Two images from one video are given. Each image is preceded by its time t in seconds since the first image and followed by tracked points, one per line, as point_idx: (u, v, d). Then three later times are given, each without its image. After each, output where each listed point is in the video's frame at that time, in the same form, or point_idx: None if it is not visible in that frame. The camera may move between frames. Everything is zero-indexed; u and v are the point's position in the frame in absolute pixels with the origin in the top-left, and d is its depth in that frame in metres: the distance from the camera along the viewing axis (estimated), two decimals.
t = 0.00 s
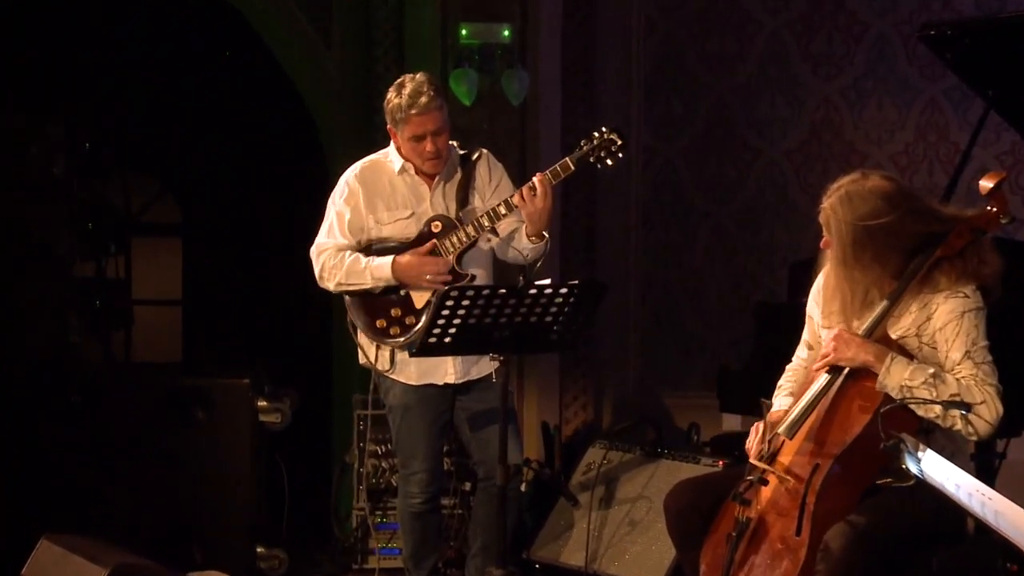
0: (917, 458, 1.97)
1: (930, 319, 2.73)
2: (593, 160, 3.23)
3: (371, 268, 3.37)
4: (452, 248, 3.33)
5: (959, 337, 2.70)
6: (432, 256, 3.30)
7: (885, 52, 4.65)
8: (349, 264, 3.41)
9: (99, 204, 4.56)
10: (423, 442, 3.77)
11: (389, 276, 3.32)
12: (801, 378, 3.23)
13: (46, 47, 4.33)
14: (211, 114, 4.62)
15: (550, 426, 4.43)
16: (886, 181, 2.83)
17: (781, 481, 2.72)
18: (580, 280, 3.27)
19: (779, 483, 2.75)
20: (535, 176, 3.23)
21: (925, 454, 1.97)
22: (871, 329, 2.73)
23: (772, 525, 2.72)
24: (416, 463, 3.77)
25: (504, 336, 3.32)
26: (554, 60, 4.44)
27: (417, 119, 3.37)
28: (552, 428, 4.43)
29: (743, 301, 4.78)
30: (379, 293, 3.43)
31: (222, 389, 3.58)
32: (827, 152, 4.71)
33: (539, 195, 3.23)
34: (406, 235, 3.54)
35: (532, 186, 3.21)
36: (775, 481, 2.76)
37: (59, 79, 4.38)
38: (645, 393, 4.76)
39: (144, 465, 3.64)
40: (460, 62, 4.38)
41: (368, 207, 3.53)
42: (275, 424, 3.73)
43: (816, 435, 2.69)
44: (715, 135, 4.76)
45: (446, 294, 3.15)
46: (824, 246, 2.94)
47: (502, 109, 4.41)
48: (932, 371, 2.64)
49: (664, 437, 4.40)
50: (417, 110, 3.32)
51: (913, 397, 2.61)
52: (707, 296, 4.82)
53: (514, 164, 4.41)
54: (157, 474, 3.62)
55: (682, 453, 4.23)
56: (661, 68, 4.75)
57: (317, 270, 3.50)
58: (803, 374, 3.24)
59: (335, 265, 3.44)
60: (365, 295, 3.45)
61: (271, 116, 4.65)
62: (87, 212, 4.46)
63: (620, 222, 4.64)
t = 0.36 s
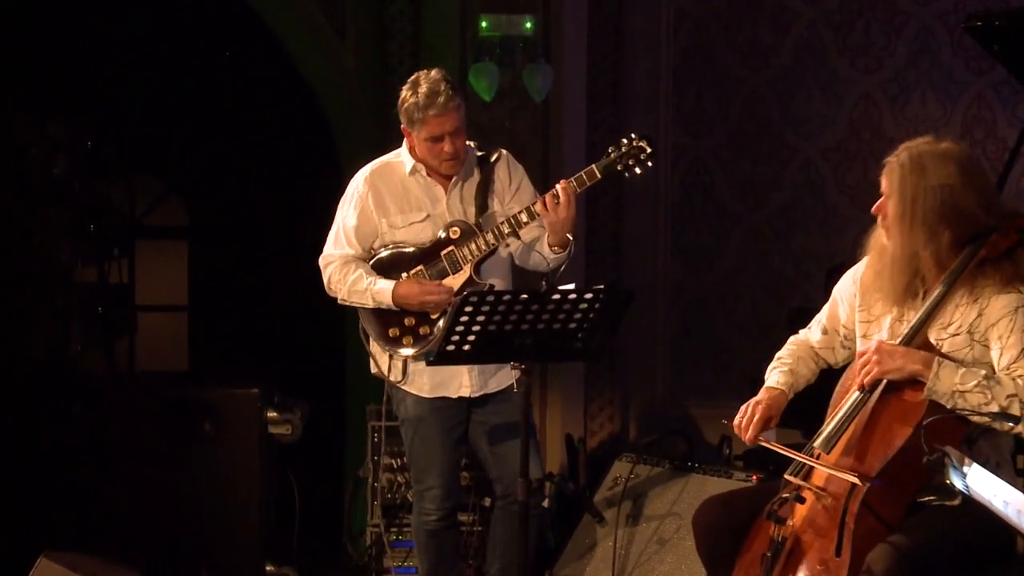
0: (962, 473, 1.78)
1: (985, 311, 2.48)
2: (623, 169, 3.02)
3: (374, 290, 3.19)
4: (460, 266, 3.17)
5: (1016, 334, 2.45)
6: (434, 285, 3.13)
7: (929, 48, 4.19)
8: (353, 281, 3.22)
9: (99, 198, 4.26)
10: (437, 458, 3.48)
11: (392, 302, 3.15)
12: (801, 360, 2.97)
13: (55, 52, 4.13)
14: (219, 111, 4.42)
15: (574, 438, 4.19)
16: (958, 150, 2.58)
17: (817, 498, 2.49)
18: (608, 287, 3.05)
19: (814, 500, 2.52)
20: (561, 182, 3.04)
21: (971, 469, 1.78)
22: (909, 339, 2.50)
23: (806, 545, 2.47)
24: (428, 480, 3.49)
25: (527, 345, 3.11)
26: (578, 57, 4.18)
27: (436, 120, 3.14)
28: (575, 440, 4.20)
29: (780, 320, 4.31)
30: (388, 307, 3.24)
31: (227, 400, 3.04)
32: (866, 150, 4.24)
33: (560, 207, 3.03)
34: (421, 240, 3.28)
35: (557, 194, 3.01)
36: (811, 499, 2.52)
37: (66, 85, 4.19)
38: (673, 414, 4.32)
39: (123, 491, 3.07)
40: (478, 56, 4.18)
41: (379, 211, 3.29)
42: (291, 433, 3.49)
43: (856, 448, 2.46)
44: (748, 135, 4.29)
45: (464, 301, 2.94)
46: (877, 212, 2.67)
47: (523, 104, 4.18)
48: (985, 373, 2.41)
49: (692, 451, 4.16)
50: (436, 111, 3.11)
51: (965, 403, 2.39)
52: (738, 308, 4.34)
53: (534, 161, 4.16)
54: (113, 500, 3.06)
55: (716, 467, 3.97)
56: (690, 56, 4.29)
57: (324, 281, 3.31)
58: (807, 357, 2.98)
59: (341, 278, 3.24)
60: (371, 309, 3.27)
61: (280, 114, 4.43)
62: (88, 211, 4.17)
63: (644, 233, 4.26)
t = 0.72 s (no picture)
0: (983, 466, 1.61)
1: None
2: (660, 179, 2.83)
3: (396, 287, 2.99)
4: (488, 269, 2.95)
5: None
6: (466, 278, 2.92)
7: (974, 41, 3.85)
8: (374, 278, 3.02)
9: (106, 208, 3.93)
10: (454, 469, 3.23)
11: (415, 299, 2.95)
12: (825, 352, 2.84)
13: (63, 44, 3.94)
14: (227, 112, 4.20)
15: (597, 454, 4.01)
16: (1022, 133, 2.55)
17: (847, 513, 2.39)
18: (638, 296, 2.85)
19: (842, 514, 2.42)
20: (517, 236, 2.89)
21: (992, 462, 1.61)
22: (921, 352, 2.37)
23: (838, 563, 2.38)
24: (444, 493, 3.24)
25: (545, 356, 2.92)
26: (603, 60, 3.98)
27: (459, 94, 3.00)
28: (600, 456, 4.01)
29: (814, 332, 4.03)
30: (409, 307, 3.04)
31: (239, 412, 2.83)
32: (905, 151, 3.92)
33: (516, 254, 2.88)
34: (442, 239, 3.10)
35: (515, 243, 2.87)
36: (841, 515, 2.42)
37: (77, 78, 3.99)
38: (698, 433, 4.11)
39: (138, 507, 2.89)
40: (497, 53, 4.02)
41: (398, 207, 3.10)
42: (302, 450, 3.14)
43: (884, 461, 2.37)
44: (778, 135, 4.05)
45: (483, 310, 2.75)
46: (935, 180, 2.67)
47: (544, 105, 4.01)
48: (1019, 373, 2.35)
49: (722, 466, 3.95)
50: (460, 90, 2.98)
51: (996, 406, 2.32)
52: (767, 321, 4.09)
53: (556, 164, 3.99)
54: (131, 516, 2.89)
55: (747, 483, 3.78)
56: (722, 54, 4.08)
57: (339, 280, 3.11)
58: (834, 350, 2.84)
59: (360, 276, 3.05)
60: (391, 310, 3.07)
61: (290, 114, 4.25)
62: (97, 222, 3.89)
63: (671, 241, 4.08)
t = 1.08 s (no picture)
0: None
1: None
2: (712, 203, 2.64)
3: (425, 296, 2.78)
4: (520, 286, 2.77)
5: None
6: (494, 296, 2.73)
7: None
8: (402, 285, 2.81)
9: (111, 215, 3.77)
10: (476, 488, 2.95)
11: (447, 313, 2.75)
12: (862, 380, 2.47)
13: (64, 44, 3.87)
14: (233, 115, 4.07)
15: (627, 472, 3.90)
16: None
17: (887, 535, 2.09)
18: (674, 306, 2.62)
19: (881, 534, 2.11)
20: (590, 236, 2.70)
21: None
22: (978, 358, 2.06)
23: None
24: (464, 512, 2.97)
25: (570, 366, 2.66)
26: (634, 64, 3.89)
27: (509, 94, 2.78)
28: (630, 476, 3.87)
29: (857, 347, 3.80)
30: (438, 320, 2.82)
31: (254, 429, 2.55)
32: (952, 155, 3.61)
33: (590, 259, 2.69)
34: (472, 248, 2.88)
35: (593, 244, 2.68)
36: (880, 539, 2.12)
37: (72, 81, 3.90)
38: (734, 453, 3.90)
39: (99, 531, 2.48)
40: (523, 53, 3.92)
41: (429, 210, 2.89)
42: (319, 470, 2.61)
43: (929, 479, 2.08)
44: (821, 139, 3.84)
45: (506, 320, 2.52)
46: (984, 179, 2.37)
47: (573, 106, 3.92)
48: None
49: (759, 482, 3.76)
50: (512, 91, 2.76)
51: None
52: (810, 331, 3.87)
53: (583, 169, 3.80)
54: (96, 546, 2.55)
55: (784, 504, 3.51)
56: (757, 54, 3.91)
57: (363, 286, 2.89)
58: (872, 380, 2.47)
59: (386, 282, 2.83)
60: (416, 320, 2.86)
61: (293, 115, 4.10)
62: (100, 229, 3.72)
63: (705, 249, 3.96)
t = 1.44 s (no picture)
0: None
1: None
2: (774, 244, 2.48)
3: (469, 295, 2.64)
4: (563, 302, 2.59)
5: None
6: (539, 296, 2.60)
7: None
8: (443, 283, 2.65)
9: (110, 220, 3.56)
10: (502, 504, 2.76)
11: (490, 318, 2.60)
12: (895, 403, 2.21)
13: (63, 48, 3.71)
14: (235, 114, 3.91)
15: (652, 489, 3.68)
16: None
17: (933, 562, 1.91)
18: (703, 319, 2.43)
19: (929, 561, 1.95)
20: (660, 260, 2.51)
21: None
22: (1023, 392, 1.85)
23: None
24: (490, 528, 2.76)
25: (593, 377, 2.49)
26: (659, 61, 3.68)
27: (582, 106, 2.57)
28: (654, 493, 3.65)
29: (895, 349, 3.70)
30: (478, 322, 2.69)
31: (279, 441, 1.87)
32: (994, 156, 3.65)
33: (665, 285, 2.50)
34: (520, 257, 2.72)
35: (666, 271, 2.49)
36: (926, 564, 1.95)
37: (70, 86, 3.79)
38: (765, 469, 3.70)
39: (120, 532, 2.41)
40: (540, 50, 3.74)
41: (480, 211, 2.72)
42: (327, 488, 2.62)
43: (977, 513, 1.88)
44: (852, 140, 3.69)
45: (528, 330, 2.34)
46: (1001, 201, 2.09)
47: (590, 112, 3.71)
48: None
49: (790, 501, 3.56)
50: (585, 102, 2.55)
51: None
52: (844, 338, 3.71)
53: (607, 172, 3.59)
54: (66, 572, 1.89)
55: (818, 523, 3.30)
56: (786, 54, 3.69)
57: (401, 278, 2.74)
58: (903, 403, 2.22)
59: (426, 278, 2.67)
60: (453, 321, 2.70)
61: (293, 115, 3.93)
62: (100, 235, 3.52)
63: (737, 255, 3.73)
